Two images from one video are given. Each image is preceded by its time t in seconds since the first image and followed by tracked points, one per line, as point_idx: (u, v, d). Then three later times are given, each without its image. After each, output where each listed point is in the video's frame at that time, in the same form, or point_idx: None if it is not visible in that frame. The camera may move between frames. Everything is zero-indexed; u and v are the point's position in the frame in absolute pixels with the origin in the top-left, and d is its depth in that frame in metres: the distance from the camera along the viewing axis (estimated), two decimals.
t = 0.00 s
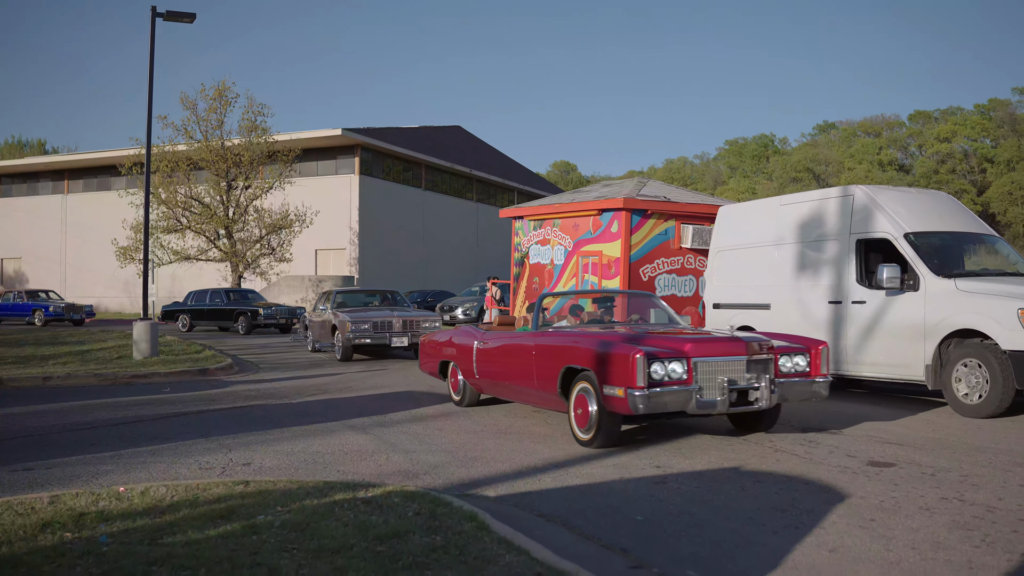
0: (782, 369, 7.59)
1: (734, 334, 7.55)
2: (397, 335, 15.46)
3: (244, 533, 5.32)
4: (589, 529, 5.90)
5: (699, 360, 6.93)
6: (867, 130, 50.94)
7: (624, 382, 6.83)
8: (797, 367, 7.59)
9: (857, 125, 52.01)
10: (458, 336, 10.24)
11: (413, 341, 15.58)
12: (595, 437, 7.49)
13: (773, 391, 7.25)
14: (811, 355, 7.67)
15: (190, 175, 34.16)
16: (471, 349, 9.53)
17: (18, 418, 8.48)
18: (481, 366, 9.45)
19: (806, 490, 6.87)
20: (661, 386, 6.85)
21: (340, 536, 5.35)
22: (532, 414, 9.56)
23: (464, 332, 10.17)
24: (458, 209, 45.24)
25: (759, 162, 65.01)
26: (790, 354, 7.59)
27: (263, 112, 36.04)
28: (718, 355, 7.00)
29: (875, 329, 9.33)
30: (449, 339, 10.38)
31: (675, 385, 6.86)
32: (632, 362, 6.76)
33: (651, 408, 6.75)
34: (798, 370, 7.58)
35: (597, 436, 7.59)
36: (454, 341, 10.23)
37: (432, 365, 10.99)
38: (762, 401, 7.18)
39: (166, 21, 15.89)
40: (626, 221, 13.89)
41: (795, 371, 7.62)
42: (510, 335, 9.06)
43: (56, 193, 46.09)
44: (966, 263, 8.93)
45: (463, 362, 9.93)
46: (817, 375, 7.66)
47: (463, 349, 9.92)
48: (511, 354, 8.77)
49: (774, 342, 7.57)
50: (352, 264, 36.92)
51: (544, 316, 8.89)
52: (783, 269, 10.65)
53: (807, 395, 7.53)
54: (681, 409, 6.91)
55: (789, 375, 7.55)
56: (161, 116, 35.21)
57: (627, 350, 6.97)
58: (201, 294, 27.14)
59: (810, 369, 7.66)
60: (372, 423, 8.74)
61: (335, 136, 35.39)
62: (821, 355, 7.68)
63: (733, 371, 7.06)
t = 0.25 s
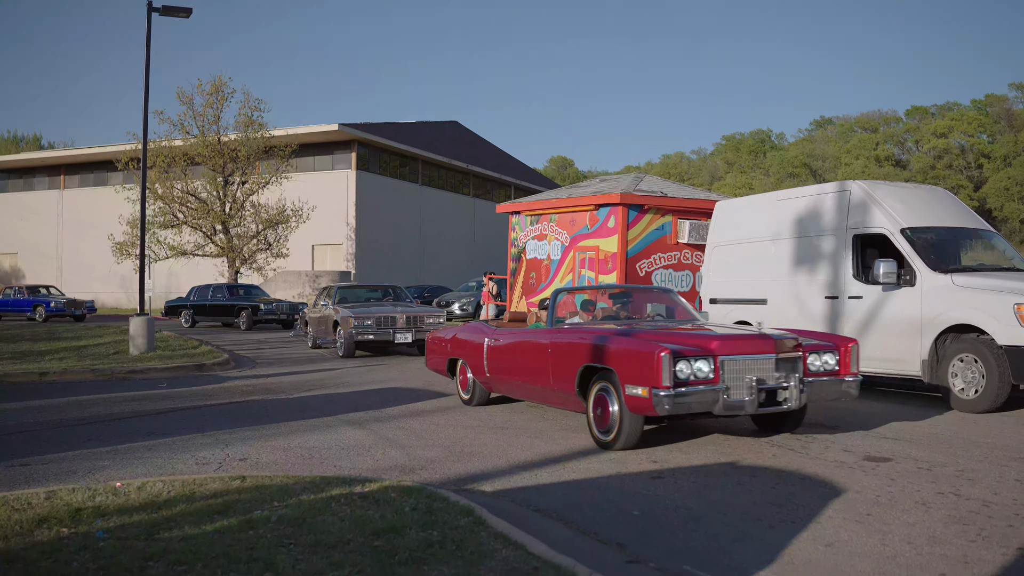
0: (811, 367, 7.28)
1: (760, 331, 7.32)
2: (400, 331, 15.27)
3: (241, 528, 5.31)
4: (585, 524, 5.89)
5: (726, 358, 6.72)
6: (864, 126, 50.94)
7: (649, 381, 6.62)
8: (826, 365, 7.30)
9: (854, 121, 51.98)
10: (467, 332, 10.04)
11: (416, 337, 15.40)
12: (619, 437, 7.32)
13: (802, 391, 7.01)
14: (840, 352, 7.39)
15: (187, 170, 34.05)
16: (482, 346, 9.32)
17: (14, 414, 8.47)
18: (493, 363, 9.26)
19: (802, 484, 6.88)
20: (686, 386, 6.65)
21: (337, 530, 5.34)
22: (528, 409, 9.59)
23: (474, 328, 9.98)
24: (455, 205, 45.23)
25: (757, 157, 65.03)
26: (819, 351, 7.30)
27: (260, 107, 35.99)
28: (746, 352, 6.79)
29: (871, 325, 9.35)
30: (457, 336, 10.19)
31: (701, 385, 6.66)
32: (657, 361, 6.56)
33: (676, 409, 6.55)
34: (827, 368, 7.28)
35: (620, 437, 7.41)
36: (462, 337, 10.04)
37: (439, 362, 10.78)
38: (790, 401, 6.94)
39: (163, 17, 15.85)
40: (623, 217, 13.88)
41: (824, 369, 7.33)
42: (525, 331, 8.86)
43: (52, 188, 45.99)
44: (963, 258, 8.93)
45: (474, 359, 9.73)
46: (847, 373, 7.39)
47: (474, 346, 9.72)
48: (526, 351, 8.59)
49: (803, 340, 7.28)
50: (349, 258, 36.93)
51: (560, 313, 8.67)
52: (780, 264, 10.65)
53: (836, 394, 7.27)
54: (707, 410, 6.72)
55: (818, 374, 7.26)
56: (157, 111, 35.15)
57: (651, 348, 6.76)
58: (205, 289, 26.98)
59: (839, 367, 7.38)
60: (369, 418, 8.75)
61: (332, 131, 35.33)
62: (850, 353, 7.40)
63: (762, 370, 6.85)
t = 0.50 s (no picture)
0: (843, 366, 6.94)
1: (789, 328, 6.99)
2: (404, 328, 14.97)
3: (237, 523, 5.30)
4: (582, 519, 5.87)
5: (757, 356, 6.37)
6: (860, 121, 51.01)
7: (677, 381, 6.27)
8: (858, 364, 6.96)
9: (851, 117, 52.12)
10: (477, 329, 9.69)
11: (420, 334, 15.11)
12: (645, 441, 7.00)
13: (836, 391, 6.67)
14: (873, 350, 7.05)
15: (183, 165, 34.06)
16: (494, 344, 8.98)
17: (10, 409, 8.47)
18: (506, 360, 8.92)
19: (798, 479, 6.87)
20: (716, 385, 6.29)
21: (333, 525, 5.33)
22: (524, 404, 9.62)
23: (484, 325, 9.64)
24: (452, 201, 45.21)
25: (753, 152, 65.15)
26: (851, 350, 6.96)
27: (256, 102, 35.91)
28: (777, 350, 6.44)
29: (868, 319, 9.39)
30: (466, 333, 9.84)
31: (732, 384, 6.31)
32: (686, 359, 6.21)
33: (706, 410, 6.20)
34: (860, 367, 6.93)
35: (644, 439, 7.11)
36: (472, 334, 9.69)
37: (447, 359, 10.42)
38: (823, 401, 6.59)
39: (158, 11, 15.78)
40: (619, 212, 13.89)
41: (857, 368, 6.98)
42: (540, 328, 8.51)
43: (48, 183, 45.90)
44: (959, 254, 8.97)
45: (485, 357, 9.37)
46: (879, 372, 7.04)
47: (484, 344, 9.37)
48: (542, 348, 8.26)
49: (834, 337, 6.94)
50: (345, 254, 36.92)
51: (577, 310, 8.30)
52: (776, 260, 10.67)
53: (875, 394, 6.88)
54: (737, 411, 6.37)
55: (851, 373, 6.91)
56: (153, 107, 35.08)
57: (677, 346, 6.42)
58: (207, 283, 26.82)
59: (871, 365, 7.03)
60: (366, 413, 8.76)
61: (328, 126, 35.29)
62: (883, 352, 7.05)
63: (794, 369, 6.52)
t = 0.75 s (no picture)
0: (879, 363, 6.56)
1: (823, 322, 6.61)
2: (407, 320, 14.56)
3: (233, 515, 5.28)
4: (578, 510, 5.84)
5: (792, 352, 6.00)
6: (856, 114, 51.16)
7: (708, 378, 5.91)
8: (894, 360, 6.58)
9: (847, 109, 52.24)
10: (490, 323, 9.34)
11: (424, 326, 14.71)
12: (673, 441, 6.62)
13: (873, 388, 6.25)
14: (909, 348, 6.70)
15: (178, 158, 34.03)
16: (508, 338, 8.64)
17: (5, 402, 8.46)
18: (521, 355, 8.56)
19: (792, 470, 6.86)
20: (750, 383, 5.93)
21: (329, 517, 5.31)
22: (519, 396, 9.64)
23: (497, 318, 9.29)
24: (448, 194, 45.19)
25: (748, 145, 65.28)
26: (887, 346, 6.60)
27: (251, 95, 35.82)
28: (814, 346, 6.06)
29: (863, 312, 9.43)
30: (478, 327, 9.48)
31: (766, 382, 5.94)
32: (718, 355, 5.85)
33: (739, 408, 5.83)
34: (897, 364, 6.55)
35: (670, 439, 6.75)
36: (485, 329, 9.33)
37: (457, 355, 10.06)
38: (860, 399, 6.18)
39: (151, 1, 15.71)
40: (615, 204, 13.88)
41: (893, 365, 6.60)
42: (558, 322, 8.16)
43: (42, 175, 45.81)
44: (955, 246, 8.99)
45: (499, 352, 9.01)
46: (916, 370, 6.66)
47: (498, 338, 9.01)
48: (559, 343, 7.92)
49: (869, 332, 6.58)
50: (340, 246, 36.90)
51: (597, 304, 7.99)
52: (771, 252, 10.68)
53: (888, 389, 6.60)
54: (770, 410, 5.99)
55: (886, 371, 6.52)
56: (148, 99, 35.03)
57: (708, 341, 6.06)
58: (207, 275, 26.72)
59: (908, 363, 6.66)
60: (361, 405, 8.76)
61: (323, 119, 35.23)
62: (920, 348, 6.71)
63: (831, 365, 6.14)
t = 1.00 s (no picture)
0: (921, 361, 6.25)
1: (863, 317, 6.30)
2: (413, 313, 14.34)
3: (230, 509, 5.28)
4: (575, 503, 5.84)
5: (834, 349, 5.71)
6: (854, 108, 51.17)
7: (746, 378, 5.63)
8: (936, 358, 6.27)
9: (844, 103, 52.23)
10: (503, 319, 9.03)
11: (430, 319, 14.48)
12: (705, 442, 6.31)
13: (917, 387, 5.98)
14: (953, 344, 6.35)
15: (175, 151, 33.98)
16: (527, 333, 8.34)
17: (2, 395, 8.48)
18: (539, 352, 8.25)
19: (791, 462, 6.87)
20: (790, 382, 5.64)
21: (326, 510, 5.31)
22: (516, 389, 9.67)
23: (511, 314, 8.98)
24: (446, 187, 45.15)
25: (746, 138, 65.34)
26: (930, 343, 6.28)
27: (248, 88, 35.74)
28: (857, 342, 5.74)
29: (861, 304, 9.46)
30: (490, 323, 9.18)
31: (806, 381, 5.66)
32: (758, 352, 5.56)
33: (780, 409, 5.55)
34: (939, 362, 6.24)
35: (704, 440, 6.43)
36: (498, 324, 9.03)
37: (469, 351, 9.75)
38: (902, 400, 5.91)
39: None
40: (613, 197, 13.84)
41: (936, 363, 6.29)
42: (578, 317, 7.85)
43: (39, 169, 45.74)
44: (952, 239, 9.00)
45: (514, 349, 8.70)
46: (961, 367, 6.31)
47: (513, 333, 8.70)
48: (580, 339, 7.61)
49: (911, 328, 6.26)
50: (338, 240, 36.92)
51: (618, 297, 7.70)
52: (769, 245, 10.69)
53: (944, 392, 6.19)
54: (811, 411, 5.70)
55: (929, 369, 6.22)
56: (145, 93, 34.97)
57: (746, 337, 5.77)
58: (208, 269, 26.58)
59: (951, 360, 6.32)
60: (359, 398, 8.77)
61: (320, 112, 35.17)
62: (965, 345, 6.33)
63: (875, 363, 5.83)
